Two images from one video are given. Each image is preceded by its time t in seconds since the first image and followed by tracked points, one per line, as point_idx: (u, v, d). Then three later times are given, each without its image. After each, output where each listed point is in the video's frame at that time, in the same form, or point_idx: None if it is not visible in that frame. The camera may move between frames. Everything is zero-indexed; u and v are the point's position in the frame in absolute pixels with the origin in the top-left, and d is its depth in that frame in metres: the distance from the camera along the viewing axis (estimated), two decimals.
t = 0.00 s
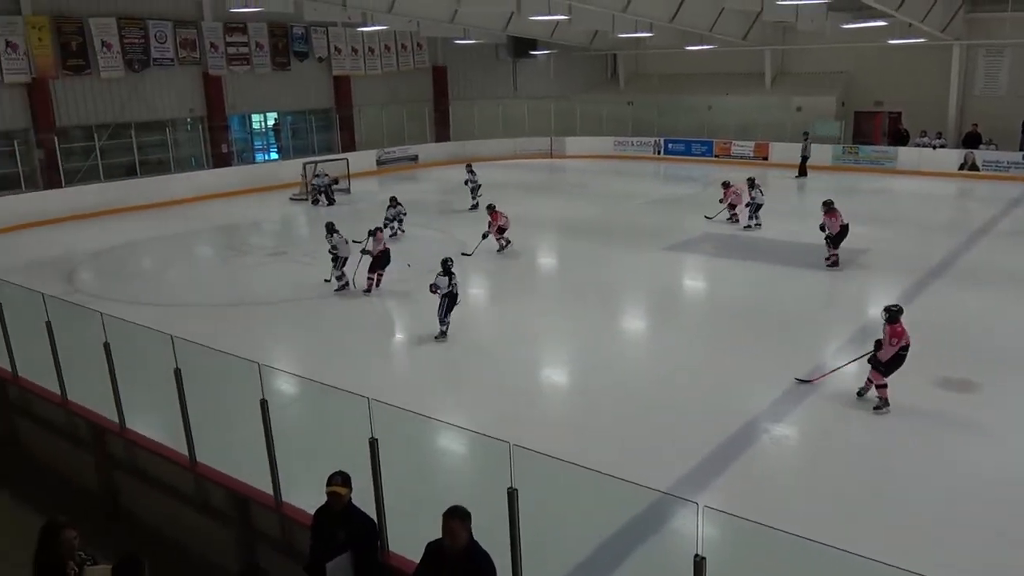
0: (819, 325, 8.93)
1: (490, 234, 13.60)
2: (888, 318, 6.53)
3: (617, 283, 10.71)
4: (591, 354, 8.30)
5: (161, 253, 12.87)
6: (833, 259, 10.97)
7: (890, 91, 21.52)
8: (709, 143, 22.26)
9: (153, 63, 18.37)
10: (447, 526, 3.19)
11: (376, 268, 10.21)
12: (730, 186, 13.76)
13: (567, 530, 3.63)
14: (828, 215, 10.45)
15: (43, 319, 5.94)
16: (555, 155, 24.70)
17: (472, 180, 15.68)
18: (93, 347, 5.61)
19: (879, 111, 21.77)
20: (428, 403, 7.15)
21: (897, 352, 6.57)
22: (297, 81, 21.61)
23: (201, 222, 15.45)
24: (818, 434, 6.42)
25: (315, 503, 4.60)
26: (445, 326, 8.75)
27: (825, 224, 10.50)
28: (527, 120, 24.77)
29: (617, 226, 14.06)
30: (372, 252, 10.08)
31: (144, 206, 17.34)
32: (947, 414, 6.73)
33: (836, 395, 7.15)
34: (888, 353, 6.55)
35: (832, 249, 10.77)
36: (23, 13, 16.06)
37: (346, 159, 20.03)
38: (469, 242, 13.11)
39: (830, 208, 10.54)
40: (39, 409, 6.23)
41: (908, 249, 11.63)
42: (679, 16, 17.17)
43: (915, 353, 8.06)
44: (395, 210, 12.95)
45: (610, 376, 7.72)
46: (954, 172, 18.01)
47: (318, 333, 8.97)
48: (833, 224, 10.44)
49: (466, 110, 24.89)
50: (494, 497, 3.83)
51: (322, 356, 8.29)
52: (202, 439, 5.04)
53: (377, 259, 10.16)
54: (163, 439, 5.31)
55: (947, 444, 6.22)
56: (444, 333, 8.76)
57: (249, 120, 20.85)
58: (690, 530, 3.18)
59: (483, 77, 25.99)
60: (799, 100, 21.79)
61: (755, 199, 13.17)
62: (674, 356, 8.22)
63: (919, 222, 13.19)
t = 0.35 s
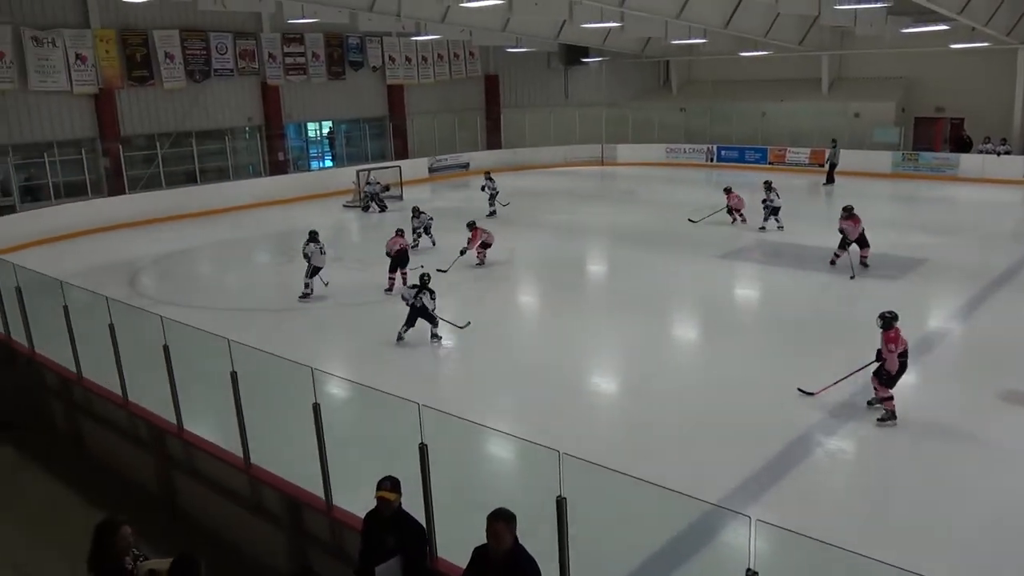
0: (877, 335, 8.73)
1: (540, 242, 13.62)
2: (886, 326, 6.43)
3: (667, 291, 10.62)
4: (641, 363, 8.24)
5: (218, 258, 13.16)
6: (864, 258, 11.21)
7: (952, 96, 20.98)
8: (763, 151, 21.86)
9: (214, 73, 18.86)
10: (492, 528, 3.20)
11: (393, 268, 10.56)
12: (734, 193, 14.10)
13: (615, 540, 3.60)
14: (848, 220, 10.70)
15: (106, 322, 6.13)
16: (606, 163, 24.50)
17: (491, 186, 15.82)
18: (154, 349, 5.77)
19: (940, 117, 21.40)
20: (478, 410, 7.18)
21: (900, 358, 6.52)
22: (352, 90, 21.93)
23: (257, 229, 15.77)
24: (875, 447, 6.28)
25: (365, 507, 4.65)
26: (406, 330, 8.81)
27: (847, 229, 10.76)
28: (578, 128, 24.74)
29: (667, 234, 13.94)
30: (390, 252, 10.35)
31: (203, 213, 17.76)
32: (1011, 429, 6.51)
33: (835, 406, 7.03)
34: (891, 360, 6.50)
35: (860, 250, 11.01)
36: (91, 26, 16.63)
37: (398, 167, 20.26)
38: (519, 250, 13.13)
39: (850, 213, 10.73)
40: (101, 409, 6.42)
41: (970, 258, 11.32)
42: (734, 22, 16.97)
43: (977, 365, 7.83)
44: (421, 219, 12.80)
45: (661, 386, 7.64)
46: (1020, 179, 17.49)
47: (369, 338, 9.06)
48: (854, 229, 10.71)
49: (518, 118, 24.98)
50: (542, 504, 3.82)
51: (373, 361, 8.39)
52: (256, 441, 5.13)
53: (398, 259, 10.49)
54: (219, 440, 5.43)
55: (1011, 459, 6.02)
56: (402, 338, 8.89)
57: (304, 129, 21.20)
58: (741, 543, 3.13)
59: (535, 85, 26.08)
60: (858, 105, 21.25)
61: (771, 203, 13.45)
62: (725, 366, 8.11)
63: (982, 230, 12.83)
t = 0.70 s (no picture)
0: (929, 345, 8.53)
1: (584, 246, 13.61)
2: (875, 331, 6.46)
3: (713, 296, 10.53)
4: (684, 369, 8.18)
5: (266, 259, 13.39)
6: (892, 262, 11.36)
7: (1010, 100, 20.43)
8: (813, 156, 21.61)
9: (265, 78, 19.21)
10: (533, 533, 3.20)
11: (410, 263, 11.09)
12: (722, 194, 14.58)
13: (655, 547, 3.57)
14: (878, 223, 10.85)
15: (159, 320, 6.28)
16: (652, 167, 24.56)
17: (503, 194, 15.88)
18: (204, 348, 5.89)
19: (996, 122, 20.79)
20: (521, 413, 7.19)
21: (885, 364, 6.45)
22: (399, 94, 22.14)
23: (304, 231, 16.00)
24: (925, 459, 6.14)
25: (407, 508, 4.68)
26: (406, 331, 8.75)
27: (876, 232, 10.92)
28: (624, 132, 24.65)
29: (713, 239, 13.81)
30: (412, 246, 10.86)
31: (252, 215, 18.09)
32: None
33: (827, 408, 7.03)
34: (874, 366, 6.43)
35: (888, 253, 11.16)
36: (148, 32, 17.06)
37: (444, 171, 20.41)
38: (563, 253, 13.13)
39: (880, 216, 10.87)
40: (152, 406, 6.57)
41: None
42: (784, 26, 16.72)
43: None
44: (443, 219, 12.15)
45: (705, 392, 7.56)
46: None
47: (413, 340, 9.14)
48: (884, 232, 10.86)
49: (564, 122, 24.97)
50: (584, 510, 3.80)
51: (417, 363, 8.46)
52: (301, 440, 5.21)
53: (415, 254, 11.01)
54: (264, 438, 5.52)
55: None
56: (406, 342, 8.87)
57: (352, 133, 21.45)
58: (787, 555, 3.08)
59: (582, 89, 26.08)
60: (910, 110, 20.90)
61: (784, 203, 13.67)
62: (770, 373, 8.00)
63: None
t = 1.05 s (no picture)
0: (976, 354, 8.34)
1: (622, 249, 13.57)
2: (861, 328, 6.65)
3: (752, 302, 10.42)
4: (722, 374, 8.10)
5: (307, 259, 13.58)
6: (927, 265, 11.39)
7: None
8: (858, 160, 21.28)
9: (308, 80, 19.47)
10: (565, 535, 3.21)
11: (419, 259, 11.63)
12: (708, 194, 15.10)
13: (690, 553, 3.54)
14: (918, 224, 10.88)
15: (201, 318, 6.40)
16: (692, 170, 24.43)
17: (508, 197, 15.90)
18: (244, 345, 5.98)
19: None
20: (556, 416, 7.19)
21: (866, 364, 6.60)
22: (439, 97, 22.27)
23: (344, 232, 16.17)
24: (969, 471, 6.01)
25: (442, 508, 4.70)
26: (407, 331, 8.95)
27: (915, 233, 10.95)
28: (663, 135, 24.48)
29: (752, 244, 13.66)
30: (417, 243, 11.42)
31: (294, 215, 18.32)
32: None
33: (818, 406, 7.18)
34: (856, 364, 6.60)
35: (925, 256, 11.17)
36: (195, 35, 17.40)
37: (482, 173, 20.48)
38: (600, 256, 13.10)
39: (922, 218, 10.81)
40: (194, 402, 6.70)
41: None
42: (828, 28, 16.47)
43: None
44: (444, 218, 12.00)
45: (744, 399, 7.48)
46: None
47: (449, 342, 9.18)
48: (925, 234, 10.88)
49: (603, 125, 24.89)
50: (620, 515, 3.79)
51: (454, 364, 8.50)
52: (339, 439, 5.27)
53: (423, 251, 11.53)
54: (303, 436, 5.59)
55: None
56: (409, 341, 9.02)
57: (392, 135, 21.61)
58: (826, 566, 3.04)
59: (622, 91, 26.02)
60: (958, 113, 20.73)
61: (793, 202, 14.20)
62: (809, 380, 7.89)
63: None
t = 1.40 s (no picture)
0: (1011, 363, 8.17)
1: (651, 253, 13.51)
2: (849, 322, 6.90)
3: (781, 306, 10.31)
4: (751, 380, 8.02)
5: (335, 260, 13.68)
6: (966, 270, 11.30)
7: None
8: (890, 163, 21.21)
9: (338, 83, 19.63)
10: (588, 540, 3.19)
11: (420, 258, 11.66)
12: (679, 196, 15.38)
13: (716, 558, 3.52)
14: (960, 225, 10.76)
15: (231, 317, 6.46)
16: (721, 174, 24.32)
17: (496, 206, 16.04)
18: (273, 345, 6.02)
19: None
20: (583, 419, 7.16)
21: (851, 359, 6.79)
22: (468, 99, 22.35)
23: (373, 233, 16.27)
24: (1003, 481, 5.89)
25: (467, 511, 4.71)
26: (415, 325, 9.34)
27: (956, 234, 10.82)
28: (692, 137, 24.35)
29: (782, 248, 13.54)
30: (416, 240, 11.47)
31: (323, 216, 18.46)
32: None
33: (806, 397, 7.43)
34: (841, 357, 6.81)
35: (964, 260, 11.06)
36: (228, 39, 17.63)
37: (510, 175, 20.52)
38: (628, 259, 13.09)
39: (963, 220, 10.68)
40: (224, 402, 6.77)
41: None
42: (862, 30, 16.26)
43: None
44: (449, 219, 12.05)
45: (772, 405, 7.40)
46: None
47: (477, 344, 9.20)
48: (966, 237, 10.76)
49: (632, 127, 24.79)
50: (646, 520, 3.77)
51: (481, 366, 8.52)
52: (366, 439, 5.30)
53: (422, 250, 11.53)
54: (330, 436, 5.62)
55: None
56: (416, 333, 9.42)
57: (421, 137, 21.72)
58: (854, 574, 2.98)
59: (651, 94, 25.95)
60: (994, 117, 19.95)
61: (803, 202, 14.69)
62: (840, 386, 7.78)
63: None
